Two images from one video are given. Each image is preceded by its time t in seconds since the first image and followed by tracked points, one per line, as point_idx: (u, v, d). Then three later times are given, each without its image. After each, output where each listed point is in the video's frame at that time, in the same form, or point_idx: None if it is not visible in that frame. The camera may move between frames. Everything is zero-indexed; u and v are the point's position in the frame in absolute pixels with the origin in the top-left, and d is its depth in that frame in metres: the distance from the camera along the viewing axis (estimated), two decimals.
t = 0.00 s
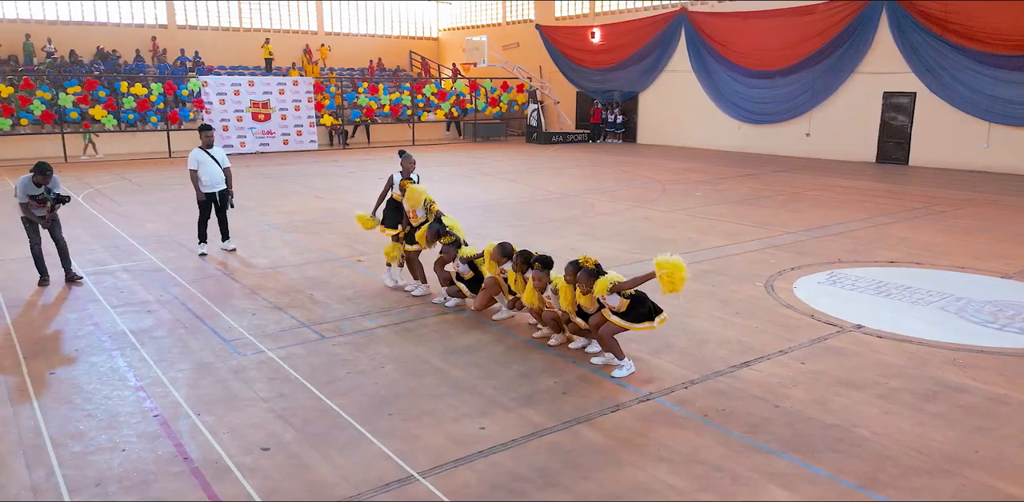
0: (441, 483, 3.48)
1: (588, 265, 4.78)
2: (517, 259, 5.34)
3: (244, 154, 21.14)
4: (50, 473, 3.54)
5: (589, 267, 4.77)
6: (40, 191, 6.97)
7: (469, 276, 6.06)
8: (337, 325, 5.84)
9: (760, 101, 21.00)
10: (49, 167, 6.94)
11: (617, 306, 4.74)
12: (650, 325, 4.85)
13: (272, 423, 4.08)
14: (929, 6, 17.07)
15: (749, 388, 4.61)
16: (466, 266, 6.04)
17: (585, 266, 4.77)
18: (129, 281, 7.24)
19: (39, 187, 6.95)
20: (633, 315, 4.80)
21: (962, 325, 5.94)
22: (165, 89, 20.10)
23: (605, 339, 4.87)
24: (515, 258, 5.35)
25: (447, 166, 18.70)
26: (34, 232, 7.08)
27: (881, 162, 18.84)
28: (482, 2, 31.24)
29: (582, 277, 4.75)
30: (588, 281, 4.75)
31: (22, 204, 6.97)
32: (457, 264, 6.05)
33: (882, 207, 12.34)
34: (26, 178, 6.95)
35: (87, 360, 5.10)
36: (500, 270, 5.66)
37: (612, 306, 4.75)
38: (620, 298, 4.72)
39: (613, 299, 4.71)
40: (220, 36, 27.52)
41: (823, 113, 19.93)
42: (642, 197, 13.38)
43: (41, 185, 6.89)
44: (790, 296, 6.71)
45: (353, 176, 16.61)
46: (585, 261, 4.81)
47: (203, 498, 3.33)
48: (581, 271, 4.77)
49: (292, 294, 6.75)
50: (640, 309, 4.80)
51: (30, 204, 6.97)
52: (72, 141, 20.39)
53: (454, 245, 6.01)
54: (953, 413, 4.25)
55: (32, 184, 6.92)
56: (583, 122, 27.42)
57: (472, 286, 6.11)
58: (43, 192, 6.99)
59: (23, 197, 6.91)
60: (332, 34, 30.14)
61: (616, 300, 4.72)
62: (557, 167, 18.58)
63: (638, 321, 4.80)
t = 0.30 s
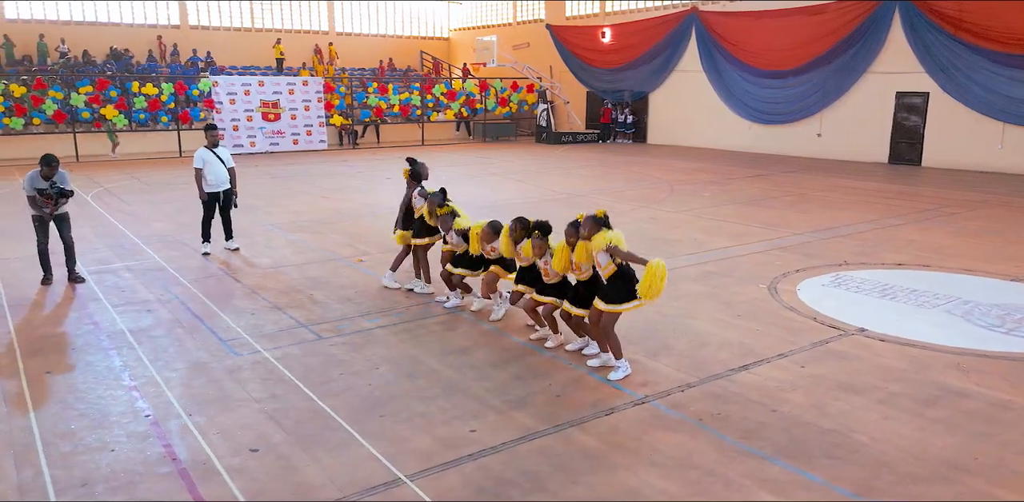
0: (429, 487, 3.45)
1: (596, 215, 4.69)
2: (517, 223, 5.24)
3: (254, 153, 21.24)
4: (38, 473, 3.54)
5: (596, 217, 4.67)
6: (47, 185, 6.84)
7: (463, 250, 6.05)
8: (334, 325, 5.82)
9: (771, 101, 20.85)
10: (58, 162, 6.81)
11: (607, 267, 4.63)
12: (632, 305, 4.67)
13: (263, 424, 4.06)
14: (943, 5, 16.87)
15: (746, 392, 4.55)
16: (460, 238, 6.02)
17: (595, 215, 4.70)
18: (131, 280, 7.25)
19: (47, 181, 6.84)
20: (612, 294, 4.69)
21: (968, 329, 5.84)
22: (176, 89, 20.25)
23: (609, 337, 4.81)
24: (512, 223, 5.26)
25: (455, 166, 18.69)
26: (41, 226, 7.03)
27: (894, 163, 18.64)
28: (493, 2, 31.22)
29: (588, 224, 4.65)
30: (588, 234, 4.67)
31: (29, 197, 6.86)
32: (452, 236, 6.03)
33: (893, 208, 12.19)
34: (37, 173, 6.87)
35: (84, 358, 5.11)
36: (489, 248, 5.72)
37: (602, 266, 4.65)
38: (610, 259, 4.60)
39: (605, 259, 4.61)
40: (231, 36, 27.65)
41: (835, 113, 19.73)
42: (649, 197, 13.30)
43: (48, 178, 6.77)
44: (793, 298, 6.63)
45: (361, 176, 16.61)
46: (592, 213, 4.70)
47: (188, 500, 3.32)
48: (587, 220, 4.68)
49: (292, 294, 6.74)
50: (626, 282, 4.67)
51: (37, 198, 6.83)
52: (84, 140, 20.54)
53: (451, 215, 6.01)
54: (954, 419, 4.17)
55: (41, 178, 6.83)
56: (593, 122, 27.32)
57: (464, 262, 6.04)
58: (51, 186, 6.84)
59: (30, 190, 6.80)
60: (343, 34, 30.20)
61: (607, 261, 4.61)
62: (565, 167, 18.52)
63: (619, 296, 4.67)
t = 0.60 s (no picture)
0: (413, 491, 3.42)
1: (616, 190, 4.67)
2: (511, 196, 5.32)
3: (263, 153, 21.33)
4: (24, 473, 3.54)
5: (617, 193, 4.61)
6: (54, 179, 6.74)
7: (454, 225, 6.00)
8: (330, 325, 5.80)
9: (782, 101, 20.68)
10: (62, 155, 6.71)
11: (606, 243, 4.63)
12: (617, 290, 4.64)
13: (252, 425, 4.04)
14: (957, 5, 16.67)
15: (742, 396, 4.48)
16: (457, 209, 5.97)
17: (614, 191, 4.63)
18: (132, 279, 7.27)
19: (54, 175, 6.74)
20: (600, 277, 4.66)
21: (972, 333, 5.74)
22: (186, 88, 20.43)
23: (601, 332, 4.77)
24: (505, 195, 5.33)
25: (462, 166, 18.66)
26: (47, 225, 6.88)
27: (906, 164, 18.43)
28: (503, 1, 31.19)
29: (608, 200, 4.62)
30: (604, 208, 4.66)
31: (35, 191, 6.76)
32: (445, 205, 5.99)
33: (902, 209, 12.06)
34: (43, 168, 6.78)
35: (78, 357, 5.12)
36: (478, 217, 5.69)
37: (602, 239, 4.64)
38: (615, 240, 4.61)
39: (611, 236, 4.62)
40: (243, 36, 27.78)
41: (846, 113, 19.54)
42: (655, 198, 13.22)
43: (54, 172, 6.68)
44: (795, 301, 6.55)
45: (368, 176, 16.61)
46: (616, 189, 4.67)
47: None
48: (605, 194, 4.65)
49: (290, 294, 6.74)
50: (613, 268, 4.65)
51: (42, 192, 6.74)
52: (96, 140, 20.70)
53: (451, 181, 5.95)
54: (951, 425, 4.10)
55: (47, 172, 6.72)
56: (603, 122, 27.23)
57: (456, 239, 5.98)
58: (57, 181, 6.75)
59: (35, 184, 6.70)
60: (354, 34, 30.27)
61: (611, 240, 4.61)
62: (573, 167, 18.46)
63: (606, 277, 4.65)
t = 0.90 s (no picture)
0: (399, 494, 3.39)
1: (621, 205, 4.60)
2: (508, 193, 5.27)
3: (276, 153, 21.46)
4: (14, 471, 3.55)
5: (623, 208, 4.54)
6: (64, 174, 6.67)
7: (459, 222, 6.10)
8: (328, 325, 5.79)
9: (797, 100, 20.47)
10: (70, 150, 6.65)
11: (615, 260, 4.60)
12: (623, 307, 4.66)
13: (243, 426, 4.03)
14: (975, 4, 16.44)
15: (739, 401, 4.41)
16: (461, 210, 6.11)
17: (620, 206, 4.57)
18: (136, 278, 7.31)
19: (63, 170, 6.67)
20: (602, 288, 4.64)
21: (980, 338, 5.63)
22: (200, 88, 20.52)
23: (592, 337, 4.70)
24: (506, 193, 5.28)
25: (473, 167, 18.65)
26: (54, 222, 6.79)
27: (922, 165, 18.18)
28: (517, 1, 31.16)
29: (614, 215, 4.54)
30: (611, 224, 4.56)
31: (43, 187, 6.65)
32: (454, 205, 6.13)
33: (915, 211, 11.90)
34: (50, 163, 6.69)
35: (78, 354, 5.15)
36: (473, 209, 5.77)
37: (611, 255, 4.61)
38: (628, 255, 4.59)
39: (622, 252, 4.59)
40: (258, 36, 27.96)
41: (862, 113, 19.30)
42: (665, 198, 13.13)
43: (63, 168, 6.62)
44: (800, 304, 6.45)
45: (379, 176, 16.63)
46: (624, 204, 4.59)
47: None
48: (612, 210, 4.54)
49: (292, 293, 6.74)
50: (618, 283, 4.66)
51: (51, 189, 6.64)
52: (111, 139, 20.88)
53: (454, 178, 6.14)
54: (953, 433, 4.00)
55: (56, 167, 6.63)
56: (616, 122, 27.13)
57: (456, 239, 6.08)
58: (67, 176, 6.68)
59: (45, 181, 6.61)
60: (368, 34, 30.35)
61: (621, 256, 4.59)
62: (584, 167, 18.39)
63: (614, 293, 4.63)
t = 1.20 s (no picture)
0: (390, 497, 3.36)
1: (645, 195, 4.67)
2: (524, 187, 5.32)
3: (293, 152, 21.60)
4: (9, 469, 3.56)
5: (649, 198, 4.63)
6: (77, 169, 6.67)
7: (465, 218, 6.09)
8: (331, 325, 5.79)
9: (816, 101, 20.21)
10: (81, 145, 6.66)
11: (640, 249, 4.67)
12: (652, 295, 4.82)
13: (239, 426, 4.03)
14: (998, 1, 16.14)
15: (741, 406, 4.34)
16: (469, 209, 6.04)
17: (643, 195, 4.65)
18: (145, 276, 7.36)
19: (75, 165, 6.68)
20: (627, 280, 4.71)
21: (993, 343, 5.49)
22: (219, 88, 20.68)
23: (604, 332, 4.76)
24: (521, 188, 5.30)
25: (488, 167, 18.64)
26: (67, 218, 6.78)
27: (945, 166, 17.88)
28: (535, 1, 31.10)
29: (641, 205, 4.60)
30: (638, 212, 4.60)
31: (54, 183, 6.63)
32: (462, 203, 6.07)
33: (934, 213, 11.69)
34: (61, 160, 6.69)
35: (82, 352, 5.18)
36: (477, 200, 5.76)
37: (636, 246, 4.68)
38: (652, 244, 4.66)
39: (647, 240, 4.66)
40: (277, 36, 28.17)
41: (882, 113, 19.02)
42: (679, 199, 13.02)
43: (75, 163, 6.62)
44: (810, 307, 6.34)
45: (394, 176, 16.66)
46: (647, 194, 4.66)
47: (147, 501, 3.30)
48: (640, 199, 4.60)
49: (298, 293, 6.75)
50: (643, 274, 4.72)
51: (63, 185, 6.62)
52: (132, 139, 21.12)
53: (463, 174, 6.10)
54: (960, 441, 3.90)
55: (69, 162, 6.63)
56: (633, 122, 26.98)
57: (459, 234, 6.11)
58: (79, 172, 6.68)
59: (56, 177, 6.60)
60: (386, 34, 30.44)
61: (646, 246, 4.67)
62: (599, 168, 18.30)
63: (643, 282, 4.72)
